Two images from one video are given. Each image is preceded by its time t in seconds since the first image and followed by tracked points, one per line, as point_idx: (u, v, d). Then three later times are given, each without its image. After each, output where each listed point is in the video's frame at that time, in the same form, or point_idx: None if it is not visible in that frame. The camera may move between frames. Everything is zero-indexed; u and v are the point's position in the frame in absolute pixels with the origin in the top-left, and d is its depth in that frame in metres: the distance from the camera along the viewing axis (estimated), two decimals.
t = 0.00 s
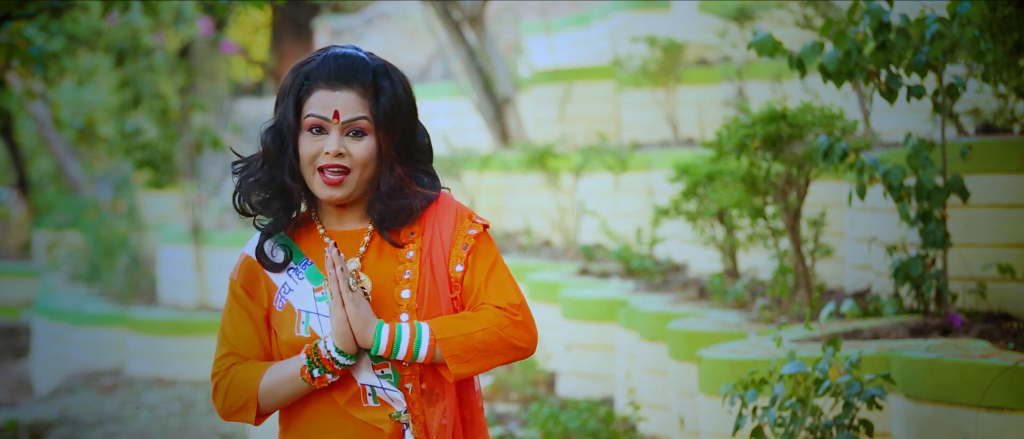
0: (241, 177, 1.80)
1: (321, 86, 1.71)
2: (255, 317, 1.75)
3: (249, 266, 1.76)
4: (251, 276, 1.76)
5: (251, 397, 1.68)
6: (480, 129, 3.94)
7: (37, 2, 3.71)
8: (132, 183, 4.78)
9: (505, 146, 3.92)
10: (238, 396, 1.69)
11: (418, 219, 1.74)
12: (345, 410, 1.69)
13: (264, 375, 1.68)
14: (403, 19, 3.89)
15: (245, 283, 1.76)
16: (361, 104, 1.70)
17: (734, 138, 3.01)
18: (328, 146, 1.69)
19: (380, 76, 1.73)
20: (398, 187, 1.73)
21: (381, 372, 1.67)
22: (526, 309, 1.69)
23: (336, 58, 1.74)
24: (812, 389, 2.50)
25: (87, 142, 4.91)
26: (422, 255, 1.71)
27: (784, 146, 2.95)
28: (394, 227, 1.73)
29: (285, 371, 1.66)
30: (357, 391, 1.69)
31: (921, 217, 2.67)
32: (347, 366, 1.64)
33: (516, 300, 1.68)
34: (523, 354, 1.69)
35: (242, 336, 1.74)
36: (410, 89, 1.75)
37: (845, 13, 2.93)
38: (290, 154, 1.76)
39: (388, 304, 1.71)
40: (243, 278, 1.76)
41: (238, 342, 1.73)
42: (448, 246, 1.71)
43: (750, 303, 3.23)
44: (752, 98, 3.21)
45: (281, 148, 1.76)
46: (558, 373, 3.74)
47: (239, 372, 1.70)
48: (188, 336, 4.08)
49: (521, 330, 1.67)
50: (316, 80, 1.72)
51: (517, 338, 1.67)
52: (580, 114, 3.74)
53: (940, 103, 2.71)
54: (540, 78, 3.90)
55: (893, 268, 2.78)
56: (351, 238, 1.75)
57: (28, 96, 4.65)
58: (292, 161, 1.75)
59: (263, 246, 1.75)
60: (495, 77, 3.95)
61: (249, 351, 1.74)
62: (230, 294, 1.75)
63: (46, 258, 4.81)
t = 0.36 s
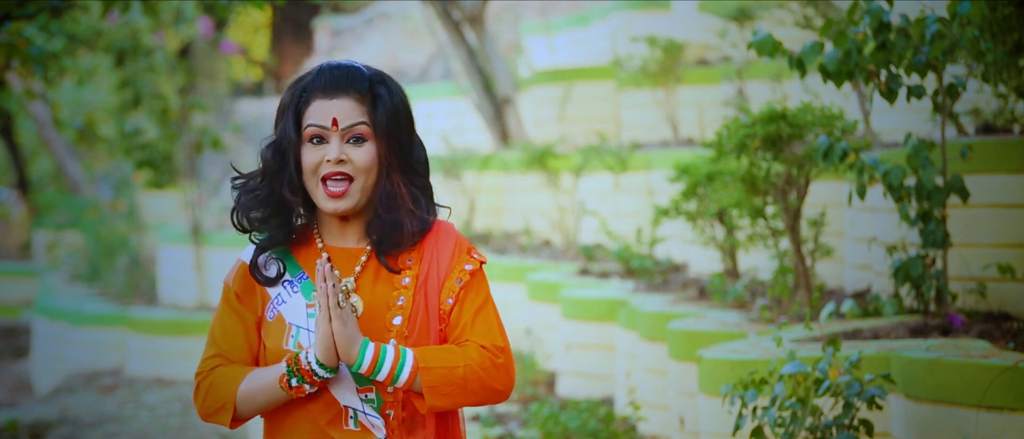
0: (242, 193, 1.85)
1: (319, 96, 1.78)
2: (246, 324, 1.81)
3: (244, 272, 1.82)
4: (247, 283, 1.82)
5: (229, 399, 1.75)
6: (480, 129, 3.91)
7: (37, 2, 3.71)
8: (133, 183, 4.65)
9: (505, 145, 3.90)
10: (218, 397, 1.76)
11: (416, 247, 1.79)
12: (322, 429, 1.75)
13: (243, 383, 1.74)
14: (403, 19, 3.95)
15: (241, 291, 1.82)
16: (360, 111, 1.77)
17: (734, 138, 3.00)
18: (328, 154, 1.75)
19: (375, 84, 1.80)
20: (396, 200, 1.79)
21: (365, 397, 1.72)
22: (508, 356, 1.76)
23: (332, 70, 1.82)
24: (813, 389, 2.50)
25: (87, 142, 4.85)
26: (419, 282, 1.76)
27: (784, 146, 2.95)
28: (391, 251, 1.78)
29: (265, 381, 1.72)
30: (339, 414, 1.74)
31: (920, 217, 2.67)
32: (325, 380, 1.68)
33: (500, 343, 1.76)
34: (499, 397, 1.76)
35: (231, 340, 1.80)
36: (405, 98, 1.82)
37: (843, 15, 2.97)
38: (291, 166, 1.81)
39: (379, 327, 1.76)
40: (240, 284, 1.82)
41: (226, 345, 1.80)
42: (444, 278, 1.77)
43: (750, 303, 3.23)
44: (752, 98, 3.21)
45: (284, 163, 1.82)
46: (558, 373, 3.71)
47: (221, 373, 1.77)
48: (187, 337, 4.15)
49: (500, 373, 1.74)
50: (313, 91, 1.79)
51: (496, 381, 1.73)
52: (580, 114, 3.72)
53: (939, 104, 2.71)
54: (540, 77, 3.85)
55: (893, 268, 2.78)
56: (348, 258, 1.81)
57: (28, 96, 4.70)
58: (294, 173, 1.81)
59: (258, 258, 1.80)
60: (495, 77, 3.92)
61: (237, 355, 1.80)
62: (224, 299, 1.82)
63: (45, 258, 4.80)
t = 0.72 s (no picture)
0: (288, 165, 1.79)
1: (352, 78, 1.70)
2: (267, 258, 1.67)
3: (274, 211, 1.70)
4: (278, 221, 1.69)
5: (237, 321, 1.61)
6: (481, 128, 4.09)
7: (37, 2, 3.70)
8: (132, 183, 4.77)
9: (505, 145, 4.00)
10: (224, 314, 1.61)
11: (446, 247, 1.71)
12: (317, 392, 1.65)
13: (261, 309, 1.61)
14: (404, 19, 3.90)
15: (271, 223, 1.68)
16: (390, 94, 1.68)
17: (734, 138, 2.99)
18: (355, 135, 1.67)
19: (412, 68, 1.71)
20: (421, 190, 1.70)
21: (362, 375, 1.64)
22: (511, 385, 1.68)
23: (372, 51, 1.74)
24: (812, 389, 2.49)
25: (88, 142, 4.86)
26: (442, 285, 1.68)
27: (784, 146, 2.95)
28: (421, 244, 1.70)
29: (289, 319, 1.59)
30: (335, 383, 1.65)
31: (920, 217, 2.67)
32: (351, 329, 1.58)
33: (509, 370, 1.67)
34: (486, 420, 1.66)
35: (251, 265, 1.66)
36: (445, 85, 1.73)
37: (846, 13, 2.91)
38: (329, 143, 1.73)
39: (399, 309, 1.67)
40: (271, 218, 1.69)
41: (243, 269, 1.65)
42: (468, 288, 1.69)
43: (750, 303, 3.24)
44: (752, 98, 3.21)
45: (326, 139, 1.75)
46: (559, 373, 3.74)
47: (233, 295, 1.62)
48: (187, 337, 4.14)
49: (494, 398, 1.65)
50: (348, 72, 1.72)
51: (491, 404, 1.64)
52: (580, 114, 3.75)
53: (940, 103, 2.70)
54: (539, 77, 3.91)
55: (893, 267, 2.78)
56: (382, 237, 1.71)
57: (28, 97, 4.67)
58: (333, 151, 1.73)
59: (297, 208, 1.69)
60: (496, 77, 4.00)
61: (253, 282, 1.66)
62: (252, 225, 1.67)
63: (46, 257, 4.83)
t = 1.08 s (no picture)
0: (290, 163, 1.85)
1: (357, 80, 1.77)
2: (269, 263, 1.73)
3: (276, 214, 1.76)
4: (280, 223, 1.75)
5: (242, 326, 1.66)
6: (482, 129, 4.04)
7: (37, 2, 3.71)
8: (134, 183, 4.64)
9: (505, 146, 3.96)
10: (230, 320, 1.67)
11: (450, 249, 1.78)
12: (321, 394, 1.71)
13: (265, 315, 1.67)
14: (403, 19, 3.94)
15: (272, 228, 1.74)
16: (394, 97, 1.75)
17: (734, 138, 3.00)
18: (359, 137, 1.74)
19: (415, 71, 1.78)
20: (424, 188, 1.77)
21: (367, 376, 1.70)
22: (515, 384, 1.75)
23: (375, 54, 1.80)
24: (812, 389, 2.49)
25: (88, 143, 4.83)
26: (445, 284, 1.75)
27: (784, 146, 2.95)
28: (424, 246, 1.76)
29: (292, 328, 1.66)
30: (338, 384, 1.71)
31: (920, 217, 2.67)
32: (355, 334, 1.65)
33: (513, 368, 1.76)
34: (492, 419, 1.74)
35: (254, 270, 1.71)
36: (449, 87, 1.80)
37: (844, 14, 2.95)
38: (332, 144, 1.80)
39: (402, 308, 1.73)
40: (272, 223, 1.75)
41: (247, 274, 1.70)
42: (470, 288, 1.76)
43: (750, 303, 3.23)
44: (752, 98, 3.21)
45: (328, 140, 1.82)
46: (558, 373, 3.73)
47: (237, 300, 1.68)
48: (187, 337, 4.17)
49: (498, 398, 1.72)
50: (352, 74, 1.78)
51: (497, 403, 1.72)
52: (580, 114, 3.73)
53: (939, 104, 2.71)
54: (539, 77, 3.87)
55: (893, 268, 2.78)
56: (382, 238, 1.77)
57: (28, 96, 4.67)
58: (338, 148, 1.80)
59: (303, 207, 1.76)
60: (495, 77, 3.97)
61: (256, 287, 1.71)
62: (254, 229, 1.73)
63: (47, 258, 4.79)
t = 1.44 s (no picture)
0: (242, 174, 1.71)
1: (336, 74, 1.67)
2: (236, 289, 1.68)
3: (234, 244, 1.68)
4: (238, 252, 1.68)
5: (223, 364, 1.63)
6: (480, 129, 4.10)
7: (38, 2, 3.71)
8: (134, 183, 4.97)
9: (505, 145, 4.03)
10: (212, 361, 1.63)
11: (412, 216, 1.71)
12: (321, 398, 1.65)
13: (238, 345, 1.62)
14: (404, 19, 3.95)
15: (227, 258, 1.68)
16: (376, 90, 1.69)
17: (734, 138, 2.99)
18: (350, 133, 1.65)
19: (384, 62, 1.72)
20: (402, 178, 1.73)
21: (360, 365, 1.65)
22: (501, 320, 1.66)
23: (343, 48, 1.71)
24: (812, 389, 2.50)
25: (87, 142, 4.97)
26: (411, 252, 1.69)
27: (784, 146, 2.95)
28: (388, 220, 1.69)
29: (265, 352, 1.61)
30: (336, 382, 1.65)
31: (920, 217, 2.67)
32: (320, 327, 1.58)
33: (493, 305, 1.66)
34: (492, 360, 1.67)
35: (222, 306, 1.67)
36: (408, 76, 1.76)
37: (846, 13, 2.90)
38: (301, 145, 1.69)
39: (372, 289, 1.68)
40: (228, 254, 1.68)
41: (217, 311, 1.66)
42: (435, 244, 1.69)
43: (750, 303, 3.23)
44: (752, 98, 3.20)
45: (291, 142, 1.69)
46: (558, 373, 3.74)
47: (213, 340, 1.64)
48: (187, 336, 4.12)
49: (485, 344, 1.64)
50: (327, 68, 1.68)
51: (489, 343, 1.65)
52: (580, 114, 3.77)
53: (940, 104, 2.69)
54: (539, 78, 3.92)
55: (893, 267, 2.78)
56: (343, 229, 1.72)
57: (28, 96, 4.67)
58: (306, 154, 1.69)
59: (262, 239, 1.67)
60: (496, 77, 4.01)
61: (227, 322, 1.67)
62: (211, 266, 1.67)
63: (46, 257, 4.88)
